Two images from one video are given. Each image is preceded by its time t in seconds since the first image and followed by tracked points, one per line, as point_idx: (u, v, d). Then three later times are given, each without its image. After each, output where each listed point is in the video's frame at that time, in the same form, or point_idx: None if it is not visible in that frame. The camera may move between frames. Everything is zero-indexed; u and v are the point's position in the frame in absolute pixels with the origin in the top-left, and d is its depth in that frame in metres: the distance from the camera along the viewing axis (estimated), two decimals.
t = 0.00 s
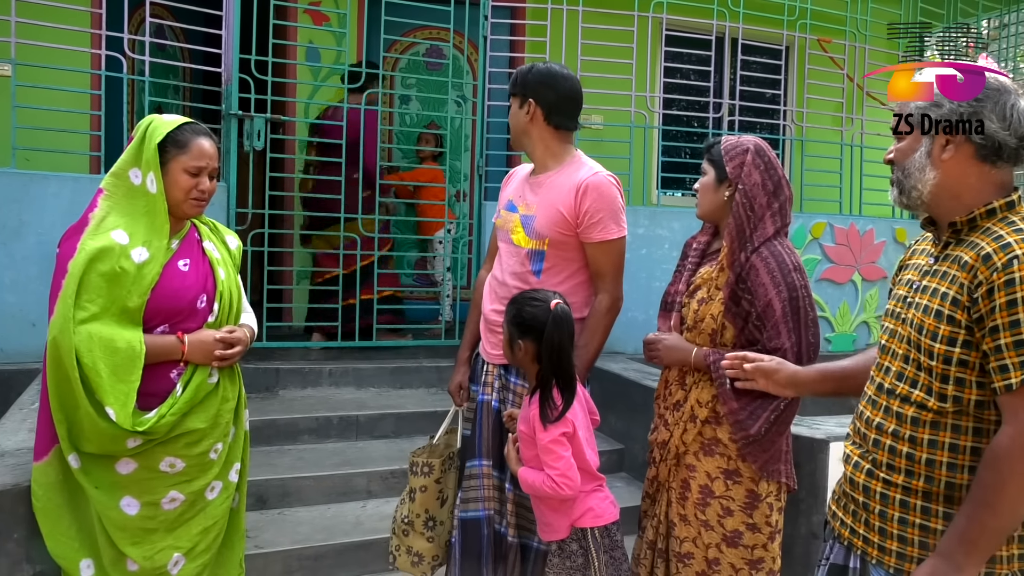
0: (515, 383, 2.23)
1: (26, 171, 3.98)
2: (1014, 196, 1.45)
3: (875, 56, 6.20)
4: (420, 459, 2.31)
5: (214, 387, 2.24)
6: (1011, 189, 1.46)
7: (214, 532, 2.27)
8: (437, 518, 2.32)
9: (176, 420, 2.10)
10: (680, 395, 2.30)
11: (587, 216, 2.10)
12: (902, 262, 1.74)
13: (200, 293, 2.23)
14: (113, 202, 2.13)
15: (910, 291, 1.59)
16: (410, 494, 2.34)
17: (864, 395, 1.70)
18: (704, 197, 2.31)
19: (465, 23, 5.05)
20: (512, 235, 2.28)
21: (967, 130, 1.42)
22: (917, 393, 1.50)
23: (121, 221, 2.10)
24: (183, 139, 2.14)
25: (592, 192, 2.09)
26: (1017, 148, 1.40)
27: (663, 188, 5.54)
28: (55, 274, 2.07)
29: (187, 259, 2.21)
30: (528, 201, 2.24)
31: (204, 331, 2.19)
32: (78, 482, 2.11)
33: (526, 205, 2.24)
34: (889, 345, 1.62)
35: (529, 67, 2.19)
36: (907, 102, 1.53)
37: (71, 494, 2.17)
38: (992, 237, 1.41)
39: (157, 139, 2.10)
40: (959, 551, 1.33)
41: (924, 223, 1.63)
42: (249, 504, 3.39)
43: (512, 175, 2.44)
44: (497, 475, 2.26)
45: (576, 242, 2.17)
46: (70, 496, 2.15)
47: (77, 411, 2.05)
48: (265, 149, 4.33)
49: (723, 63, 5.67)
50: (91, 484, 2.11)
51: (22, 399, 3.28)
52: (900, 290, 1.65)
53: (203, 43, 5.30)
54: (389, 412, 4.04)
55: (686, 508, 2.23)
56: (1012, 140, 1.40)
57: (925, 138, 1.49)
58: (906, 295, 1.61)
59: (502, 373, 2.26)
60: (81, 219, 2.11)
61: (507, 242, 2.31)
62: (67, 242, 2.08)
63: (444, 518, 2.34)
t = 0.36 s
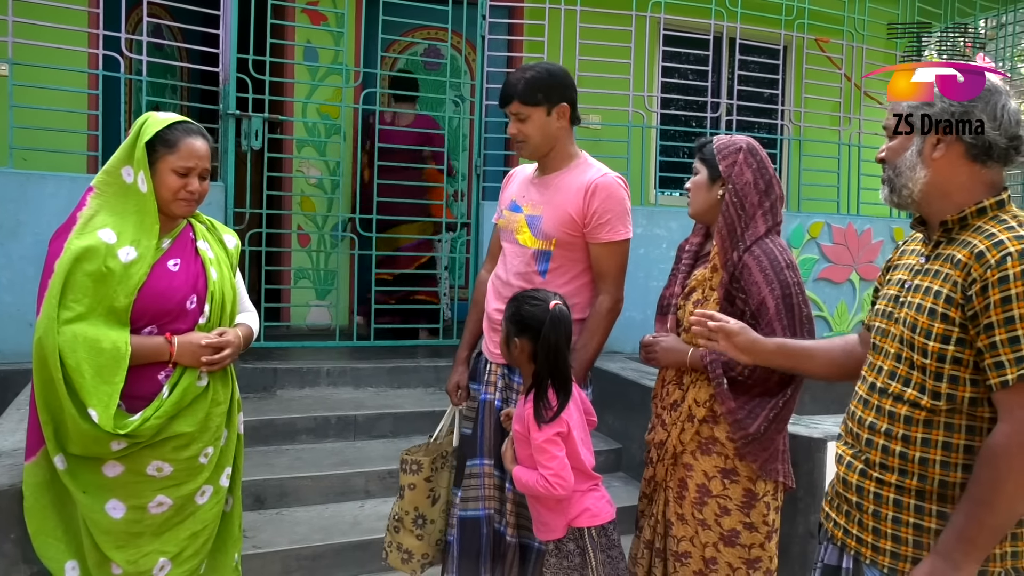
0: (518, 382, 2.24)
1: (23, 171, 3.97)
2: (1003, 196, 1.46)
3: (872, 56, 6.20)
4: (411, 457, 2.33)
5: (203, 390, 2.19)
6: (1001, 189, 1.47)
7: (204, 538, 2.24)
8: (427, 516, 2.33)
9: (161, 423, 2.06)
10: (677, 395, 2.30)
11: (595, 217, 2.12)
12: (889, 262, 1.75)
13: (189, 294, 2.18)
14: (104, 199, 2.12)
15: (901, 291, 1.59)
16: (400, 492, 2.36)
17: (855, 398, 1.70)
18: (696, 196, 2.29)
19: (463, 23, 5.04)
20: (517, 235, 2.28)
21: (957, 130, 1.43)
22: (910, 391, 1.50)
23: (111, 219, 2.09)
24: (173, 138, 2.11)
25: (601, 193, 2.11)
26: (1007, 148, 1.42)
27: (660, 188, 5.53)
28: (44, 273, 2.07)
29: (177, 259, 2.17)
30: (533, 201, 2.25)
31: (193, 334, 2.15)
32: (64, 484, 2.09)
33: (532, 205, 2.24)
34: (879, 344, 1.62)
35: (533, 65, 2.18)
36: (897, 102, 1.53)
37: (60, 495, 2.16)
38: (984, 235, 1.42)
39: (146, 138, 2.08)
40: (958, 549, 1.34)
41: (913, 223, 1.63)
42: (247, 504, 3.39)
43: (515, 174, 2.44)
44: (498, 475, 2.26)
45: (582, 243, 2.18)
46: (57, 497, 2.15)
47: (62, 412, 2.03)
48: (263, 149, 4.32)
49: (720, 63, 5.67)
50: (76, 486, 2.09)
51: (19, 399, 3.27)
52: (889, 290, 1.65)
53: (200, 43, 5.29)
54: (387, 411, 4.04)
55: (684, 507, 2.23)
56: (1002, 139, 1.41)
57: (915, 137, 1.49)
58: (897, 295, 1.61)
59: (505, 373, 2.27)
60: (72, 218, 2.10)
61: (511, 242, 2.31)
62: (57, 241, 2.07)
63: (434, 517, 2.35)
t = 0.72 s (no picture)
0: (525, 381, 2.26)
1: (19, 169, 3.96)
2: (970, 193, 1.48)
3: (870, 56, 6.19)
4: (396, 464, 2.31)
5: (192, 392, 2.15)
6: (968, 186, 1.49)
7: (196, 542, 2.20)
8: (414, 524, 2.31)
9: (147, 425, 2.02)
10: (681, 395, 2.29)
11: (599, 213, 2.16)
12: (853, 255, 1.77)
13: (178, 292, 2.13)
14: (91, 197, 2.08)
15: (871, 289, 1.59)
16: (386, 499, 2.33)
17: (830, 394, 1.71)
18: (691, 200, 2.26)
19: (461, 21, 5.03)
20: (514, 235, 2.26)
21: (923, 129, 1.45)
22: (882, 386, 1.51)
23: (98, 218, 2.06)
24: (160, 135, 2.08)
25: (606, 190, 2.15)
26: (971, 147, 1.44)
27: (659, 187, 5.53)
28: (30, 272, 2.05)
29: (167, 258, 2.13)
30: (528, 201, 2.25)
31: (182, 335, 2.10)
32: (51, 486, 2.06)
33: (529, 205, 2.24)
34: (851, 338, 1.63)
35: (530, 66, 2.16)
36: (897, 102, 1.49)
37: (49, 496, 2.15)
38: (951, 231, 1.43)
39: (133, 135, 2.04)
40: (933, 539, 1.34)
41: (884, 221, 1.64)
42: (245, 503, 3.39)
43: (494, 175, 2.42)
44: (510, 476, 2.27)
45: (582, 241, 2.21)
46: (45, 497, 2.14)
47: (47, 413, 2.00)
48: (260, 148, 4.31)
49: (719, 63, 5.67)
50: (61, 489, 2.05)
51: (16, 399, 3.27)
52: (856, 287, 1.66)
53: (197, 42, 5.28)
54: (385, 411, 4.04)
55: (688, 507, 2.22)
56: (968, 140, 1.44)
57: (884, 136, 1.51)
58: (866, 293, 1.61)
59: (511, 374, 2.27)
60: (59, 216, 2.07)
61: (506, 243, 2.29)
62: (44, 238, 2.05)
63: (422, 524, 2.31)
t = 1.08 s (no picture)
0: (520, 380, 2.26)
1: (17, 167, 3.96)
2: (930, 192, 1.50)
3: (869, 55, 6.19)
4: (391, 478, 2.25)
5: (184, 392, 2.12)
6: (927, 185, 1.52)
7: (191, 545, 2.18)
8: (413, 535, 2.26)
9: (137, 426, 2.00)
10: (682, 394, 2.29)
11: (588, 207, 2.22)
12: (816, 244, 1.79)
13: (169, 290, 2.11)
14: (79, 193, 2.05)
15: (837, 285, 1.60)
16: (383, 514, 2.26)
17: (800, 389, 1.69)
18: (692, 204, 2.28)
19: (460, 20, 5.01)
20: (502, 233, 2.23)
21: (883, 129, 1.49)
22: (849, 380, 1.51)
23: (84, 215, 2.04)
24: (149, 131, 2.06)
25: (593, 183, 2.21)
26: (930, 147, 1.47)
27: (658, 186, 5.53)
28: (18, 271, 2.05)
29: (156, 255, 2.10)
30: (513, 197, 2.23)
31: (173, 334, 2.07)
32: (41, 488, 2.05)
33: (514, 201, 2.23)
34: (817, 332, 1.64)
35: (513, 62, 2.15)
36: (897, 102, 1.49)
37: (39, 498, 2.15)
38: (913, 229, 1.45)
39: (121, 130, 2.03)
40: (896, 527, 1.35)
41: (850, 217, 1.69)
42: (243, 501, 3.39)
43: (461, 175, 2.36)
44: (509, 476, 2.27)
45: (569, 234, 2.25)
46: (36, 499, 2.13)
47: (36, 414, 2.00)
48: (258, 147, 4.30)
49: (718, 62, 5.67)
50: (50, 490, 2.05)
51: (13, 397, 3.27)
52: (821, 282, 1.67)
53: (196, 40, 5.27)
54: (383, 409, 4.04)
55: (690, 507, 2.22)
56: (926, 141, 1.47)
57: (847, 136, 1.54)
58: (832, 290, 1.62)
59: (505, 373, 2.26)
60: (45, 214, 2.06)
61: (492, 241, 2.25)
62: (31, 237, 2.04)
63: (419, 534, 2.27)
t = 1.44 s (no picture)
0: (502, 381, 2.25)
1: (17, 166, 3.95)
2: (895, 191, 1.58)
3: (869, 55, 6.18)
4: (396, 490, 2.19)
5: (178, 393, 2.12)
6: (893, 185, 1.59)
7: (184, 549, 2.18)
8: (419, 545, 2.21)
9: (131, 428, 1.99)
10: (682, 392, 2.28)
11: (566, 206, 2.26)
12: (786, 241, 1.87)
13: (162, 290, 2.10)
14: (69, 192, 2.05)
15: (808, 284, 1.67)
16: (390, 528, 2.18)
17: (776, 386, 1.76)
18: (688, 207, 2.29)
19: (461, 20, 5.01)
20: (482, 233, 2.22)
21: (849, 132, 1.55)
22: (823, 375, 1.58)
23: (74, 215, 2.04)
24: (144, 128, 2.06)
25: (570, 183, 2.25)
26: (894, 150, 1.54)
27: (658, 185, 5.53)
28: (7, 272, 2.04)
29: (149, 255, 2.10)
30: (492, 197, 2.22)
31: (168, 334, 2.07)
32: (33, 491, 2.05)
33: (493, 201, 2.22)
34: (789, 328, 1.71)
35: (493, 61, 2.14)
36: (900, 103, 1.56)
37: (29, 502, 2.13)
38: (880, 227, 1.52)
39: (115, 127, 2.02)
40: (868, 516, 1.44)
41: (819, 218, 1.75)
42: (242, 501, 3.39)
43: (431, 175, 2.30)
44: (492, 479, 2.24)
45: (547, 232, 2.28)
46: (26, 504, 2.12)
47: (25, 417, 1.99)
48: (258, 145, 4.29)
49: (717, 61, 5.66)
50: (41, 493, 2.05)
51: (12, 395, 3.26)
52: (793, 281, 1.74)
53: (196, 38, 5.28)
54: (382, 408, 4.03)
55: (690, 507, 2.22)
56: (889, 143, 1.54)
57: (815, 138, 1.61)
58: (803, 288, 1.69)
59: (487, 375, 2.25)
60: (35, 213, 2.05)
61: (472, 241, 2.23)
62: (21, 236, 2.04)
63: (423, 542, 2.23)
